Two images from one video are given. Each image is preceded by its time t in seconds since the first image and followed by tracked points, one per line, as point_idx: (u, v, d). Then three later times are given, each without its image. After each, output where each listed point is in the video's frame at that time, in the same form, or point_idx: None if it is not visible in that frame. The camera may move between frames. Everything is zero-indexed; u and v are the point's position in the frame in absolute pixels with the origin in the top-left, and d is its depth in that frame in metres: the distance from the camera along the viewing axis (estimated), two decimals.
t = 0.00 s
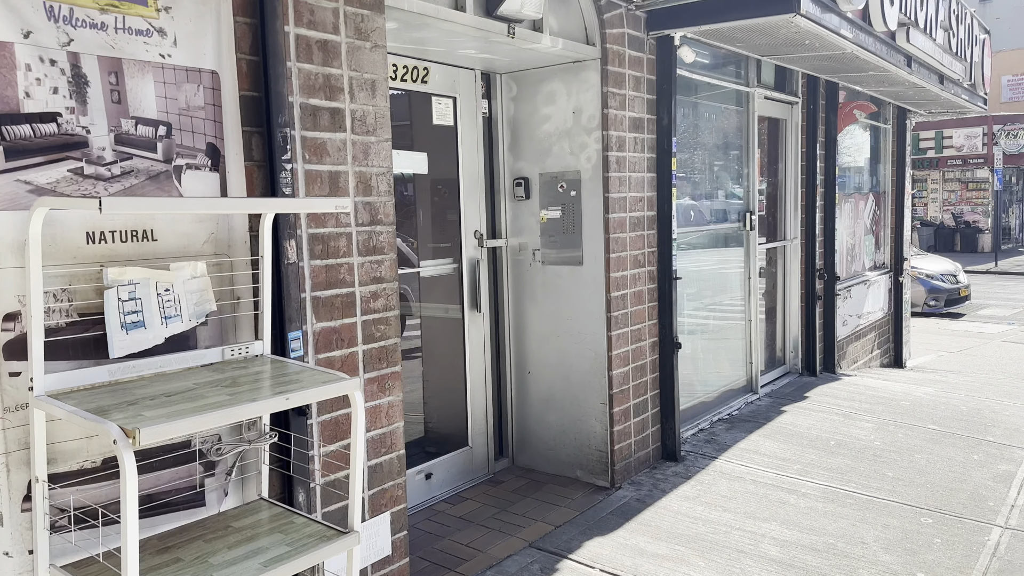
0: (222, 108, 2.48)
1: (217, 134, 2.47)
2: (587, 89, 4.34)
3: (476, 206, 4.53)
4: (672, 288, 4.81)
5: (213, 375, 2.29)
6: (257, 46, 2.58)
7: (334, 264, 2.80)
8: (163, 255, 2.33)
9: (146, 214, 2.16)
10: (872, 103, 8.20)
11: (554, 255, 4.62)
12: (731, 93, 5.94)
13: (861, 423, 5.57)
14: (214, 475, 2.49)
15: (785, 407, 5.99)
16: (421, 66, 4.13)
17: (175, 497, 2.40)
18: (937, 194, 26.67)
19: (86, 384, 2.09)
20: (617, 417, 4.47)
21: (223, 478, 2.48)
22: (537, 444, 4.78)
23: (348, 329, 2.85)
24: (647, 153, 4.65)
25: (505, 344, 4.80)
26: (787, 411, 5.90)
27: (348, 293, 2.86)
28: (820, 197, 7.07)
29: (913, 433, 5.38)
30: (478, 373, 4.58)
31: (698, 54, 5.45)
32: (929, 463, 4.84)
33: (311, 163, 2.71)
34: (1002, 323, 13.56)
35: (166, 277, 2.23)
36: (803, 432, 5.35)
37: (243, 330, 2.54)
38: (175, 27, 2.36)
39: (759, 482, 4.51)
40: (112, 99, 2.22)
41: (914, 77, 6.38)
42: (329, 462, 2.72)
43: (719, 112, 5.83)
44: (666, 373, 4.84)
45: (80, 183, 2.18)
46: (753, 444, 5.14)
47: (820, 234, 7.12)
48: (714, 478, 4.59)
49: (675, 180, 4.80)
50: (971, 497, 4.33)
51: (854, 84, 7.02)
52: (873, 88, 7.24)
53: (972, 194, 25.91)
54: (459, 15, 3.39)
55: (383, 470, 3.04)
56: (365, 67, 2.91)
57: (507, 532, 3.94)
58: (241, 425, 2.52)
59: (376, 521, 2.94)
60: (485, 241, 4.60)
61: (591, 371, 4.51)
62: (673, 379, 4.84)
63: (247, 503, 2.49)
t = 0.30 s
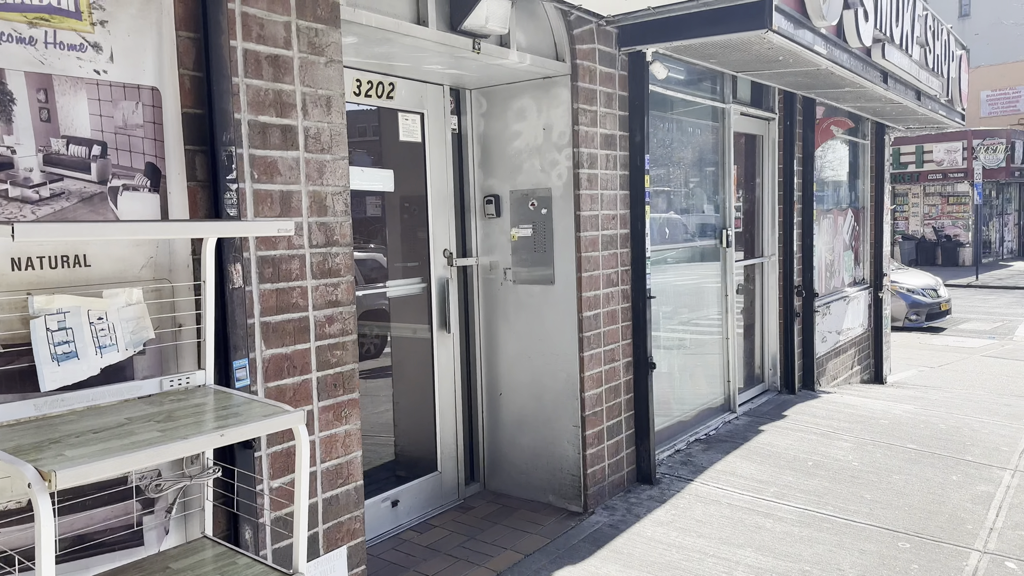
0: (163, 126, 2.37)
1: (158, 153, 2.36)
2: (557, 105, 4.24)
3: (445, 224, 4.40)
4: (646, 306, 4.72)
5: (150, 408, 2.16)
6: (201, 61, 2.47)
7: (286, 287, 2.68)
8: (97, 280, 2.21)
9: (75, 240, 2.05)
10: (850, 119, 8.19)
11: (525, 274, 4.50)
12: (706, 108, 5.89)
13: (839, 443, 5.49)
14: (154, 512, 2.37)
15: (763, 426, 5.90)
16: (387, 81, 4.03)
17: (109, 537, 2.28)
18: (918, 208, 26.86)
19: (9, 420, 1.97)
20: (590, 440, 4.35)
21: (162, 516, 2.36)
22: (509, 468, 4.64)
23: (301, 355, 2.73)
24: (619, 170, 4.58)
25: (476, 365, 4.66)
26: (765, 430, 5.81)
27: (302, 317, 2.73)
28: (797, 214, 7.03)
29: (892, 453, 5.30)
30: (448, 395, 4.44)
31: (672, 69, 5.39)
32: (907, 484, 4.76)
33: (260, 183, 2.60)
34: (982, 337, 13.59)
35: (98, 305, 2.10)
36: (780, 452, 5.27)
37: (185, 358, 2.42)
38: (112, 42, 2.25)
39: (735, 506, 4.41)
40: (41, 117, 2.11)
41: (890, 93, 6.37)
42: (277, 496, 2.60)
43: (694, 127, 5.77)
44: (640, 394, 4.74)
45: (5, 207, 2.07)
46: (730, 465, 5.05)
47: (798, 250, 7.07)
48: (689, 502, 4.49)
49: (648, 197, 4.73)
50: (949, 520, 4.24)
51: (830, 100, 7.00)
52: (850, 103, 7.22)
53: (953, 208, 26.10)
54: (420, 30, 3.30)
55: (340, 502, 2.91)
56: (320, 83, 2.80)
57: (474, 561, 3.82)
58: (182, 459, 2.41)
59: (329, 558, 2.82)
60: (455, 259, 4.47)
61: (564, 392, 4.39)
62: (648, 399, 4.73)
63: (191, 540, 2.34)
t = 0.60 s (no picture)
0: (103, 136, 2.26)
1: (98, 165, 2.25)
2: (528, 116, 4.13)
3: (415, 239, 4.25)
4: (621, 321, 4.61)
5: (86, 438, 2.02)
6: (144, 69, 2.35)
7: (237, 307, 2.54)
8: (27, 302, 2.08)
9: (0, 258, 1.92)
10: (826, 131, 8.17)
11: (497, 289, 4.35)
12: (682, 120, 5.82)
13: (819, 459, 5.40)
14: (90, 549, 2.24)
15: (743, 442, 5.81)
16: (352, 91, 3.89)
17: None
18: (895, 219, 27.09)
19: None
20: (565, 460, 4.20)
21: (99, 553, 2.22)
22: (482, 490, 4.48)
23: (253, 379, 2.59)
24: (593, 182, 4.47)
25: (447, 384, 4.50)
26: (744, 446, 5.71)
27: (255, 338, 2.60)
28: (774, 226, 6.97)
29: (872, 469, 5.22)
30: (418, 416, 4.29)
31: (647, 81, 5.31)
32: (889, 501, 4.67)
33: (208, 197, 2.46)
34: (959, 348, 13.64)
35: (26, 329, 2.02)
36: (760, 469, 5.16)
37: (125, 383, 2.28)
38: (45, 47, 2.13)
39: (714, 526, 4.29)
40: None
41: (866, 105, 6.34)
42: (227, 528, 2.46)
43: (670, 139, 5.69)
44: (617, 411, 4.61)
45: None
46: (709, 483, 4.94)
47: (776, 263, 7.01)
48: (667, 522, 4.36)
49: (623, 210, 4.63)
50: (931, 538, 4.15)
51: (807, 112, 6.96)
52: (826, 116, 7.18)
53: (929, 220, 26.34)
54: (383, 39, 3.18)
55: (297, 533, 2.76)
56: (274, 92, 2.68)
57: None
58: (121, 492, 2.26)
59: None
60: (425, 275, 4.31)
61: (538, 411, 4.24)
62: (625, 417, 4.61)
63: None
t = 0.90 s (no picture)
0: (31, 140, 2.07)
1: (25, 172, 2.06)
2: (500, 123, 3.96)
3: (383, 250, 4.05)
4: (599, 335, 4.45)
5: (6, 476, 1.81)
6: (76, 68, 2.18)
7: (182, 326, 2.35)
8: None
9: None
10: (803, 139, 8.10)
11: (470, 301, 4.15)
12: (659, 127, 5.70)
13: (802, 473, 5.26)
14: None
15: (724, 456, 5.66)
16: (316, 96, 3.71)
17: None
18: (868, 228, 27.31)
19: None
20: (541, 480, 4.01)
21: None
22: (456, 512, 4.28)
23: (201, 403, 2.40)
24: (569, 191, 4.32)
25: (419, 401, 4.30)
26: (725, 461, 5.57)
27: (203, 359, 2.41)
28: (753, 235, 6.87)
29: (856, 483, 5.10)
30: (387, 435, 4.09)
31: (623, 87, 5.18)
32: (874, 517, 4.54)
33: (149, 206, 2.27)
34: (936, 356, 13.66)
35: None
36: (742, 485, 5.02)
37: (57, 411, 2.08)
38: None
39: (696, 546, 4.13)
40: None
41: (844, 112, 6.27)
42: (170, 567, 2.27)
43: (647, 147, 5.56)
44: (595, 428, 4.44)
45: None
46: (690, 501, 4.78)
47: (755, 272, 6.91)
48: (647, 543, 4.20)
49: (600, 220, 4.48)
50: (919, 556, 4.02)
51: (784, 120, 6.88)
52: (804, 123, 7.10)
53: (903, 228, 26.58)
54: (344, 40, 3.01)
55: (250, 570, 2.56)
56: (224, 94, 2.49)
57: None
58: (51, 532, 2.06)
59: None
60: (393, 288, 4.12)
61: (513, 428, 4.05)
62: (603, 434, 4.44)
63: None
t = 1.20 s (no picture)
0: None
1: None
2: (464, 127, 3.82)
3: (342, 259, 3.89)
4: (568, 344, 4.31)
5: None
6: None
7: (116, 345, 2.18)
8: None
9: None
10: (770, 144, 8.09)
11: (434, 312, 3.99)
12: (626, 132, 5.61)
13: (774, 483, 5.18)
14: None
15: (696, 465, 5.57)
16: (268, 99, 3.56)
17: None
18: (835, 233, 27.74)
19: None
20: (509, 497, 3.86)
21: None
22: (421, 531, 4.12)
23: (138, 428, 2.23)
24: (535, 198, 4.19)
25: (381, 416, 4.14)
26: (697, 470, 5.47)
27: (140, 380, 2.24)
28: (722, 241, 6.82)
29: (828, 491, 5.03)
30: (348, 453, 3.92)
31: (590, 92, 5.09)
32: (847, 527, 4.47)
33: (79, 217, 2.10)
34: (902, 359, 13.78)
35: None
36: (714, 496, 4.92)
37: None
38: None
39: (668, 562, 4.01)
40: None
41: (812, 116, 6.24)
42: None
43: (615, 152, 5.47)
44: (565, 441, 4.30)
45: None
46: (662, 513, 4.67)
47: (724, 279, 6.86)
48: (618, 559, 4.07)
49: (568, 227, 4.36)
50: (894, 567, 3.93)
51: (752, 125, 6.84)
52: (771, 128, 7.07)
53: (868, 232, 27.02)
54: (295, 39, 2.86)
55: None
56: (163, 96, 2.33)
57: None
58: None
59: None
60: (354, 299, 3.95)
61: (479, 443, 3.89)
62: (573, 447, 4.30)
63: None
